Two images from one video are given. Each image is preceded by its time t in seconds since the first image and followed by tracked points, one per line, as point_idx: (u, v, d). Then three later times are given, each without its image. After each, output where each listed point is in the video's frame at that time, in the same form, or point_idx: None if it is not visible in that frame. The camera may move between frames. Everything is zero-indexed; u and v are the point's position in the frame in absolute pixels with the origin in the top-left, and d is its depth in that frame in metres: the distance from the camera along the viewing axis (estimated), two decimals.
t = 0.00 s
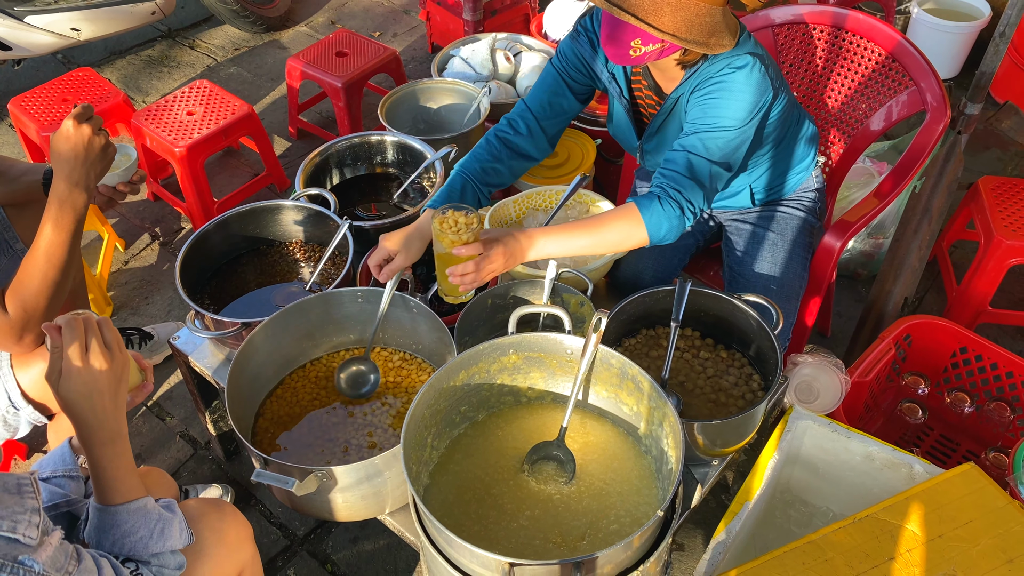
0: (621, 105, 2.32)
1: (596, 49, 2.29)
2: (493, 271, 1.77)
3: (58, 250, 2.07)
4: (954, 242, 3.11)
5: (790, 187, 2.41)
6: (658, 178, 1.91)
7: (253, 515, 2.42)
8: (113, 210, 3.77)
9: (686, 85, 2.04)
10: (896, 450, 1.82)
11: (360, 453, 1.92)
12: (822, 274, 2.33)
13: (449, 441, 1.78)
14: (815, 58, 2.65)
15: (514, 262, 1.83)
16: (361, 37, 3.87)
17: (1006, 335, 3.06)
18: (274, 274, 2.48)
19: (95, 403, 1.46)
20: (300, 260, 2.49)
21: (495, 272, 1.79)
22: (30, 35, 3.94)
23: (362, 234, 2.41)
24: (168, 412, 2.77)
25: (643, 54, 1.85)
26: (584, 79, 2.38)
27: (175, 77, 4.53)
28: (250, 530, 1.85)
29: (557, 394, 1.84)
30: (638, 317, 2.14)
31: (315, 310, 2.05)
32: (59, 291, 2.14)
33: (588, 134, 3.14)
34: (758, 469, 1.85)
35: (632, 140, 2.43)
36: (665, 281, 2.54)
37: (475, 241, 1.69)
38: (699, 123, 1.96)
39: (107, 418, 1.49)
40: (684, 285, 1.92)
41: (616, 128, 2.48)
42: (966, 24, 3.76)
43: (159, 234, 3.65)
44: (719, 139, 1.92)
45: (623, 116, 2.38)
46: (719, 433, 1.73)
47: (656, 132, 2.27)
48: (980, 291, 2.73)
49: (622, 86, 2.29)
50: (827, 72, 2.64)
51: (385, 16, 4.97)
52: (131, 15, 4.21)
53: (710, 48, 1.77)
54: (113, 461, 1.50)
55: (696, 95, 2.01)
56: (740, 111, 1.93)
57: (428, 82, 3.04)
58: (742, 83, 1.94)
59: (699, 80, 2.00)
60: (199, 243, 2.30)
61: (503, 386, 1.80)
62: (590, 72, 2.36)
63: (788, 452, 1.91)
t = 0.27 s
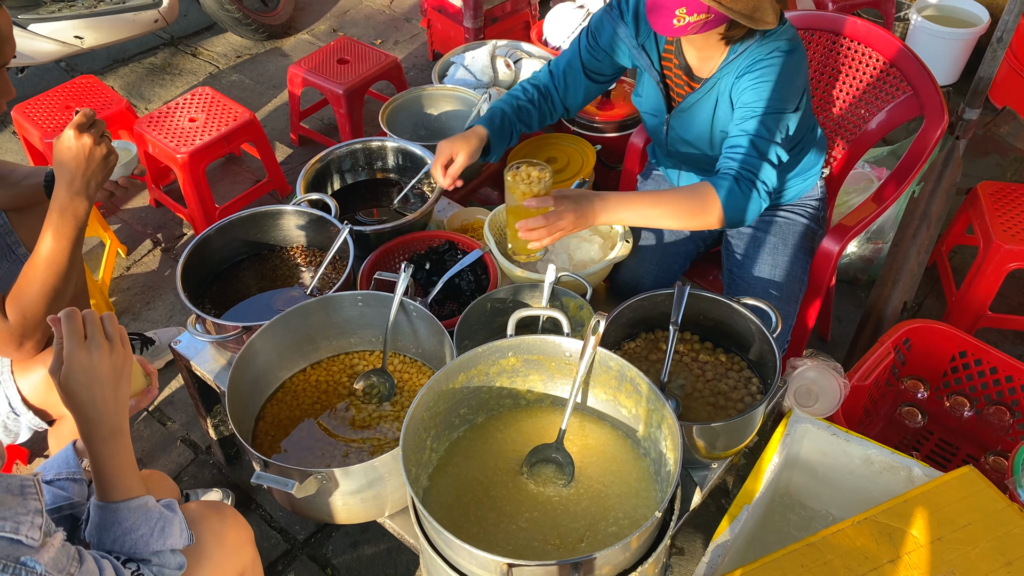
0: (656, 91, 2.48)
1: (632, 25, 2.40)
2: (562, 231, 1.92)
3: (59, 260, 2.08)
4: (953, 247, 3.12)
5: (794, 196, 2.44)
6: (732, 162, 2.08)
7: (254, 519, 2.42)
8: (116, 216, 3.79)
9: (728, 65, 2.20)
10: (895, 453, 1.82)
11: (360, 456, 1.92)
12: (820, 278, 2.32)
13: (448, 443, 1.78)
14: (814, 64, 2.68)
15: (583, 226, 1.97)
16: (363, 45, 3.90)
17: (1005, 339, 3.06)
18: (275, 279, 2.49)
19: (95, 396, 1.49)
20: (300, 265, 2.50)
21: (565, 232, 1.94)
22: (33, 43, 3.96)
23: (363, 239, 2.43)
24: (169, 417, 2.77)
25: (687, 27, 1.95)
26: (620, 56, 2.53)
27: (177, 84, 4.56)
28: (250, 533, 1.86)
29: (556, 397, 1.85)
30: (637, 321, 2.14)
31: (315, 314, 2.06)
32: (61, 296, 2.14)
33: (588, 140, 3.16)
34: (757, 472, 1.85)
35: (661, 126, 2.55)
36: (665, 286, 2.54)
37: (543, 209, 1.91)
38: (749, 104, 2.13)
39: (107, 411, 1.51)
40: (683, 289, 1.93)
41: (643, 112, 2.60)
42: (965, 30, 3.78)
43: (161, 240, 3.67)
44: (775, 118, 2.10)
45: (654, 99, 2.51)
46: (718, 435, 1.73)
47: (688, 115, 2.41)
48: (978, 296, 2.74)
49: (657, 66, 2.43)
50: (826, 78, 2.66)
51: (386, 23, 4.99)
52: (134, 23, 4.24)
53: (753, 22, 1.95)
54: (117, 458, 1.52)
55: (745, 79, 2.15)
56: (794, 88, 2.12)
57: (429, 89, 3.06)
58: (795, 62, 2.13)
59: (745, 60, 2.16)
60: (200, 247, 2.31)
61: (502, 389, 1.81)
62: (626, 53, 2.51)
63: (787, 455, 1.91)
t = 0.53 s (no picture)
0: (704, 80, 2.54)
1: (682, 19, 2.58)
2: (635, 199, 2.10)
3: (60, 274, 2.10)
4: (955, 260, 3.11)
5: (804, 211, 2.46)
6: (799, 146, 2.14)
7: (253, 532, 2.41)
8: (120, 231, 3.82)
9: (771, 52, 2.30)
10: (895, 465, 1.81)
11: (358, 467, 1.92)
12: (818, 291, 2.30)
13: (445, 455, 1.78)
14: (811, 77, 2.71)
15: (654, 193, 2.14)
16: (365, 61, 3.94)
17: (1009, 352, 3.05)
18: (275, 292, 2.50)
19: (98, 396, 1.50)
20: (300, 278, 2.51)
21: (636, 199, 2.11)
22: (40, 60, 4.01)
23: (363, 252, 2.42)
24: (170, 430, 2.77)
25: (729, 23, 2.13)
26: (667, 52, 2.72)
27: (182, 100, 4.61)
28: (247, 545, 1.85)
29: (554, 408, 1.84)
30: (635, 332, 2.14)
31: (314, 326, 2.07)
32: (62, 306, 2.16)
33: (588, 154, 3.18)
34: (756, 484, 1.83)
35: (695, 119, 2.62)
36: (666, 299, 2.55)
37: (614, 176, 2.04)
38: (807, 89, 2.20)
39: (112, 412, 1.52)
40: (680, 301, 1.93)
41: (677, 107, 2.68)
42: (965, 45, 3.80)
43: (164, 254, 3.69)
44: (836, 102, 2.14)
45: (693, 91, 2.59)
46: (715, 447, 1.72)
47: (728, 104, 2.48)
48: (980, 308, 2.73)
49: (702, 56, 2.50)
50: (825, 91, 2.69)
51: (389, 40, 5.03)
52: (139, 39, 4.27)
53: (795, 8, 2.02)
54: (115, 464, 1.52)
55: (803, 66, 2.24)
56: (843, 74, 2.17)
57: (430, 103, 3.08)
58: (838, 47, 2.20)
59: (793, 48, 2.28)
60: (201, 259, 2.33)
61: (499, 400, 1.81)
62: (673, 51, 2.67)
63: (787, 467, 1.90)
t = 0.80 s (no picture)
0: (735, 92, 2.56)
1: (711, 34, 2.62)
2: (692, 203, 2.15)
3: (75, 302, 2.14)
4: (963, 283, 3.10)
5: (814, 237, 2.47)
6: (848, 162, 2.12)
7: (260, 565, 2.40)
8: (131, 266, 3.87)
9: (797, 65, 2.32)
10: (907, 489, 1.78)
11: (364, 497, 1.91)
12: (824, 316, 2.29)
13: (451, 482, 1.77)
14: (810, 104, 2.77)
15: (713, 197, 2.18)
16: (373, 97, 4.02)
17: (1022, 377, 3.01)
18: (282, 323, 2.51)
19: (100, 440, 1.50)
20: (308, 308, 2.53)
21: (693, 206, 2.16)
22: (54, 101, 4.11)
23: (369, 281, 2.44)
24: (179, 463, 2.77)
25: (786, 42, 2.19)
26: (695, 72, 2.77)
27: (193, 139, 4.70)
28: None
29: (559, 435, 1.83)
30: (641, 358, 2.14)
31: (320, 355, 2.08)
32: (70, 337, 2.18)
33: (593, 184, 3.21)
34: (766, 510, 1.81)
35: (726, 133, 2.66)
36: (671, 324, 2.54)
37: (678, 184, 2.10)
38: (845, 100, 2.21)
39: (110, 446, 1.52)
40: (684, 325, 1.92)
41: (705, 118, 2.73)
42: (966, 72, 3.83)
43: (174, 288, 3.73)
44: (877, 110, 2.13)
45: (722, 101, 2.64)
46: (722, 472, 1.70)
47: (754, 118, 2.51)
48: (990, 331, 2.70)
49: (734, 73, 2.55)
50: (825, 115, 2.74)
51: (397, 77, 5.11)
52: (150, 79, 4.36)
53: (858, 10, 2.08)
54: (114, 495, 1.52)
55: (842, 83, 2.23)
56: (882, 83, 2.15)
57: (435, 137, 3.12)
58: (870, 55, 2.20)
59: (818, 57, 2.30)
60: (209, 291, 2.36)
61: (504, 427, 1.81)
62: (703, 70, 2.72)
63: (797, 493, 1.87)
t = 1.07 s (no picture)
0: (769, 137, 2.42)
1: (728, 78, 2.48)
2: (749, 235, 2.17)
3: (92, 351, 2.17)
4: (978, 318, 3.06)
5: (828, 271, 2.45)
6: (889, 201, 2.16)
7: None
8: (141, 321, 3.90)
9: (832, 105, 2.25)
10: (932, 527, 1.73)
11: (375, 546, 1.87)
12: (837, 352, 2.26)
13: (463, 528, 1.73)
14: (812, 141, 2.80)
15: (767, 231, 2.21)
16: (381, 148, 4.09)
17: None
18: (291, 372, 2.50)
19: (84, 506, 1.50)
20: (317, 356, 2.52)
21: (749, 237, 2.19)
22: (67, 160, 4.20)
23: (377, 327, 2.43)
24: (188, 517, 2.72)
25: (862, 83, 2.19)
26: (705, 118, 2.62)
27: (203, 194, 4.78)
28: None
29: (573, 478, 1.79)
30: (653, 399, 2.10)
31: (329, 402, 2.06)
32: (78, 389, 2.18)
33: (599, 227, 3.22)
34: (787, 552, 1.75)
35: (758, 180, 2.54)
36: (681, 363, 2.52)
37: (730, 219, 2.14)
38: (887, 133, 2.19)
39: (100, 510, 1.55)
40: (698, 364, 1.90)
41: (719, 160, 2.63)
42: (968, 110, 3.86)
43: (184, 342, 3.74)
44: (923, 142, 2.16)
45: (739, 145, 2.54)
46: (740, 512, 1.66)
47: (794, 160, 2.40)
48: (1007, 364, 2.66)
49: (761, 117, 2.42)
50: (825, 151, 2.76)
51: (404, 129, 5.17)
52: (159, 137, 4.41)
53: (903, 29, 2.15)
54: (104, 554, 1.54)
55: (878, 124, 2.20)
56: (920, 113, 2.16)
57: (442, 184, 3.19)
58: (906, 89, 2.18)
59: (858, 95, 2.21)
60: (217, 342, 2.36)
61: (517, 470, 1.77)
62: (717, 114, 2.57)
63: (819, 534, 1.82)
